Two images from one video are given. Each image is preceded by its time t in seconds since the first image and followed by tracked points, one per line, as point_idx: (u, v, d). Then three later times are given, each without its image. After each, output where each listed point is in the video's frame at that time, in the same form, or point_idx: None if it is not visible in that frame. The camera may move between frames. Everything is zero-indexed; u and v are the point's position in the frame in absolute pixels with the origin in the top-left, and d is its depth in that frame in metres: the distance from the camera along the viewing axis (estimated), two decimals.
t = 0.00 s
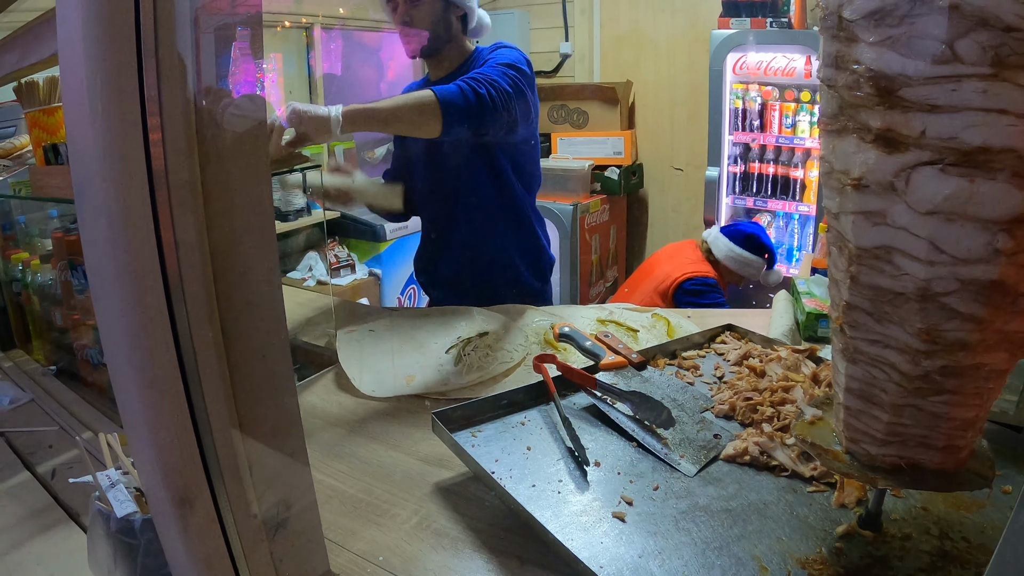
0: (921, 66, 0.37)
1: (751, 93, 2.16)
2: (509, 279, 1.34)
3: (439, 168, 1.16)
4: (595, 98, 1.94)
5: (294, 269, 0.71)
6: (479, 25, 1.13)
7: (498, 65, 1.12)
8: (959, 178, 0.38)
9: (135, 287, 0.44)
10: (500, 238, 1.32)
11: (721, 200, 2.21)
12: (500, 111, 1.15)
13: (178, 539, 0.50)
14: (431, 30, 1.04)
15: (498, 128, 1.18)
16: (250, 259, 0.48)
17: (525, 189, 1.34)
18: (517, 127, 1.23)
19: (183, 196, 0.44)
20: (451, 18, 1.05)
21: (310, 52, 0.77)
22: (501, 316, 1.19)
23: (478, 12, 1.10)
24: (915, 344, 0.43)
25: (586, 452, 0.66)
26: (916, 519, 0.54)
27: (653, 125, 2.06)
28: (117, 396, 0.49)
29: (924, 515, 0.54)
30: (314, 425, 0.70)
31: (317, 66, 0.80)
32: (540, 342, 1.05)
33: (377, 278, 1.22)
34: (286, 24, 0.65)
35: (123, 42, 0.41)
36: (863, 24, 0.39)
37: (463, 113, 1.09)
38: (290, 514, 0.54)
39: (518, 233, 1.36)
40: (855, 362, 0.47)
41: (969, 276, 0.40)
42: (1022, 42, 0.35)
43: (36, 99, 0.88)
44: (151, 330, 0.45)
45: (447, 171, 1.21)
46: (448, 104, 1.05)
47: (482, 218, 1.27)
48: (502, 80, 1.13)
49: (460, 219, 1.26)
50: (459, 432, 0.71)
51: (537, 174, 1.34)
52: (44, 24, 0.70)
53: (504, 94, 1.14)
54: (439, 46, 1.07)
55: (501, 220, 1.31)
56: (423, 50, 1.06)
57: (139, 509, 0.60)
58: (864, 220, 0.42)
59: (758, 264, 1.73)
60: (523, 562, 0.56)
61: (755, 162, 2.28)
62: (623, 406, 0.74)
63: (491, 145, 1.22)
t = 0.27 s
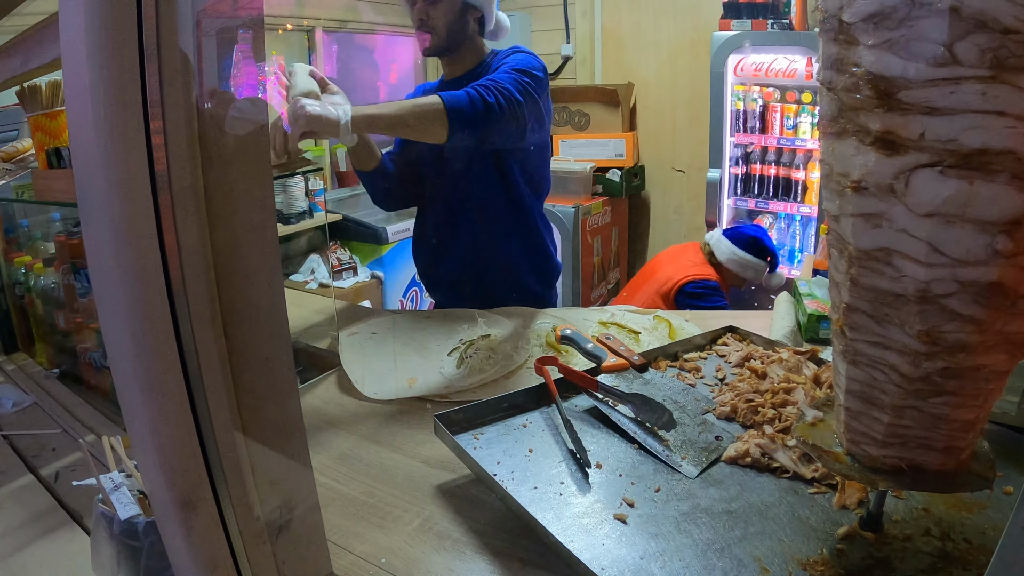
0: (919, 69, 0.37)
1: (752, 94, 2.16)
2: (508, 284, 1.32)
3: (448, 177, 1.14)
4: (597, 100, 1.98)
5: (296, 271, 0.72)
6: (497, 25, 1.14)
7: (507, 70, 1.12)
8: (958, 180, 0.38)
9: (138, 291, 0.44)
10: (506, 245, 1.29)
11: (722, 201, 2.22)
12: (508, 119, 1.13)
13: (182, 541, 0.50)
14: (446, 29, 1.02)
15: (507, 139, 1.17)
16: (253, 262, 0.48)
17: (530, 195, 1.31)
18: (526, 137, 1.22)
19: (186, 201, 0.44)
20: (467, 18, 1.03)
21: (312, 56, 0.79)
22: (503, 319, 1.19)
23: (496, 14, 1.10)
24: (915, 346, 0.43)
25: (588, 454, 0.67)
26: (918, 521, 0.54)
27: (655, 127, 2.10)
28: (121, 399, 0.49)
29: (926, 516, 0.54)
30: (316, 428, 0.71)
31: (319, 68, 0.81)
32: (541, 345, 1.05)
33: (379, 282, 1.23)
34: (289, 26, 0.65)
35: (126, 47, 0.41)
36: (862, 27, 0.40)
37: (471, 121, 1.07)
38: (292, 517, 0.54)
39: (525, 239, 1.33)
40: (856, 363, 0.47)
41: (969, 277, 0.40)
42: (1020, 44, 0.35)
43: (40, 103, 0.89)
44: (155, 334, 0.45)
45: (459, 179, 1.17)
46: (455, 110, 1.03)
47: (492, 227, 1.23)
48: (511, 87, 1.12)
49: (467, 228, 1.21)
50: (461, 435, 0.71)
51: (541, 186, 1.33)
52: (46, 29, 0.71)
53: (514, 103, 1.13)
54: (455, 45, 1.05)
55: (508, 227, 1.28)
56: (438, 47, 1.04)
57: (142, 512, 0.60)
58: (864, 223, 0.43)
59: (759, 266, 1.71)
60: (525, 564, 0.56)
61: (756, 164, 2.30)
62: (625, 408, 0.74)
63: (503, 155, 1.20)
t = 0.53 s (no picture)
0: (919, 72, 0.38)
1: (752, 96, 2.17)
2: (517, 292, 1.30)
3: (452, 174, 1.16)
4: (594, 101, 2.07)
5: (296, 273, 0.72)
6: (507, 30, 1.12)
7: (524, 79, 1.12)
8: (957, 183, 0.38)
9: (137, 294, 0.44)
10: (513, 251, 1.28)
11: (722, 203, 2.22)
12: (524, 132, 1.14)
13: (181, 543, 0.50)
14: (455, 29, 1.01)
15: (520, 154, 1.18)
16: (252, 265, 0.48)
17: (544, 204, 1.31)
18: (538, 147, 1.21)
19: (186, 203, 0.44)
20: (477, 20, 1.02)
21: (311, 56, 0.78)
22: (503, 321, 1.19)
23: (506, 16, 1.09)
24: (914, 349, 0.43)
25: (587, 456, 0.67)
26: (916, 523, 0.54)
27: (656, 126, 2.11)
28: (119, 401, 0.49)
29: (924, 519, 0.54)
30: (316, 430, 0.71)
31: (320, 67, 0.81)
32: (541, 346, 1.05)
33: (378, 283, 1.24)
34: (289, 28, 0.65)
35: (126, 49, 0.41)
36: (861, 30, 0.40)
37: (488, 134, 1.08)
38: (292, 519, 0.54)
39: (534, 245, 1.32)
40: (855, 367, 0.47)
41: (968, 280, 0.40)
42: (1020, 48, 0.35)
43: (40, 105, 0.89)
44: (153, 337, 0.45)
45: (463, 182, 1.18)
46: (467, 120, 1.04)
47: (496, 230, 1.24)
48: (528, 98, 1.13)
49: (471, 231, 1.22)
50: (460, 437, 0.71)
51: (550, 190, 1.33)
52: (47, 31, 0.71)
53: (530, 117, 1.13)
54: (463, 45, 1.04)
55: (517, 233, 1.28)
56: (444, 47, 1.04)
57: (141, 514, 0.60)
58: (863, 226, 0.43)
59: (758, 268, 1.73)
60: (524, 566, 0.56)
61: (755, 166, 2.31)
62: (624, 411, 0.74)
63: (517, 166, 1.21)
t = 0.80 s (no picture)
0: (922, 71, 0.37)
1: (753, 96, 2.17)
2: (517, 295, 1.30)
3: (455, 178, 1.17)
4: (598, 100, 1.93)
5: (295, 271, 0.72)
6: (511, 24, 1.14)
7: (534, 90, 1.13)
8: (960, 183, 0.38)
9: (138, 293, 0.44)
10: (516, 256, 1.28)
11: (722, 201, 2.20)
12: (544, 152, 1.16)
13: (181, 543, 0.50)
14: (456, 28, 1.00)
15: (539, 176, 1.20)
16: (253, 264, 0.48)
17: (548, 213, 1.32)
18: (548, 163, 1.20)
19: (187, 201, 0.44)
20: (478, 18, 1.02)
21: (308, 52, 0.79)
22: (503, 320, 1.19)
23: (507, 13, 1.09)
24: (917, 348, 0.43)
25: (589, 456, 0.67)
26: (917, 523, 0.54)
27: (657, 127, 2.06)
28: (119, 401, 0.49)
29: (926, 519, 0.54)
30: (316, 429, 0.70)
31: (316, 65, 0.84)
32: (542, 346, 1.05)
33: (379, 282, 1.23)
34: (288, 27, 0.65)
35: (126, 47, 0.41)
36: (864, 29, 0.39)
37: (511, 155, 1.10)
38: (292, 519, 0.54)
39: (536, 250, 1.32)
40: (858, 367, 0.47)
41: (971, 280, 0.40)
42: None
43: (40, 103, 0.89)
44: (154, 336, 0.45)
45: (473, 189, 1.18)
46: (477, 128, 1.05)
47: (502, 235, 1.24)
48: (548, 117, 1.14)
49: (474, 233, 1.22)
50: (461, 436, 0.71)
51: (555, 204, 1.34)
52: (46, 29, 0.71)
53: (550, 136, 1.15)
54: (465, 43, 1.03)
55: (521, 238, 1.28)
56: (445, 46, 1.03)
57: (141, 514, 0.60)
58: (866, 225, 0.43)
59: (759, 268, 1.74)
60: (526, 566, 0.56)
61: (757, 165, 2.29)
62: (625, 410, 0.74)
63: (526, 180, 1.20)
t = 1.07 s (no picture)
0: (925, 72, 0.37)
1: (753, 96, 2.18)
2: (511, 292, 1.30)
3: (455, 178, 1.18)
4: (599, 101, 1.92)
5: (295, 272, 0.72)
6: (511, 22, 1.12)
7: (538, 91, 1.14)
8: (963, 183, 0.38)
9: (138, 294, 0.44)
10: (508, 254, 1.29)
11: (722, 201, 2.21)
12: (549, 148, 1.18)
13: (181, 544, 0.50)
14: (453, 28, 1.01)
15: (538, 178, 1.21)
16: (253, 265, 0.48)
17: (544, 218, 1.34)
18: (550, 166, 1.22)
19: (187, 202, 0.44)
20: (476, 17, 1.01)
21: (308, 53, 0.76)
22: (503, 320, 1.19)
23: (506, 10, 1.08)
24: (919, 348, 0.43)
25: (589, 456, 0.66)
26: (918, 524, 0.54)
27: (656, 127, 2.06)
28: (119, 402, 0.49)
29: (927, 519, 0.54)
30: (316, 430, 0.70)
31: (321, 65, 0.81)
32: (542, 346, 1.05)
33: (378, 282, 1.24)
34: (289, 27, 0.65)
35: (127, 48, 0.41)
36: (866, 29, 0.39)
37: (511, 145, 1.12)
38: (292, 520, 0.54)
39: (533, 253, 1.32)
40: (859, 367, 0.47)
41: (973, 280, 0.40)
42: None
43: (39, 103, 0.89)
44: (153, 337, 0.45)
45: (469, 187, 1.19)
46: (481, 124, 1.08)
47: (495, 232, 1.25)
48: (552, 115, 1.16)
49: (473, 232, 1.23)
50: (462, 437, 0.71)
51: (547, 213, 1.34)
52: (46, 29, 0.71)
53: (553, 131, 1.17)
54: (461, 44, 1.04)
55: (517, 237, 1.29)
56: (443, 46, 1.04)
57: (141, 515, 0.60)
58: (868, 226, 0.42)
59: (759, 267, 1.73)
60: (526, 568, 0.56)
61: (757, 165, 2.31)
62: (626, 411, 0.74)
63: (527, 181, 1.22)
